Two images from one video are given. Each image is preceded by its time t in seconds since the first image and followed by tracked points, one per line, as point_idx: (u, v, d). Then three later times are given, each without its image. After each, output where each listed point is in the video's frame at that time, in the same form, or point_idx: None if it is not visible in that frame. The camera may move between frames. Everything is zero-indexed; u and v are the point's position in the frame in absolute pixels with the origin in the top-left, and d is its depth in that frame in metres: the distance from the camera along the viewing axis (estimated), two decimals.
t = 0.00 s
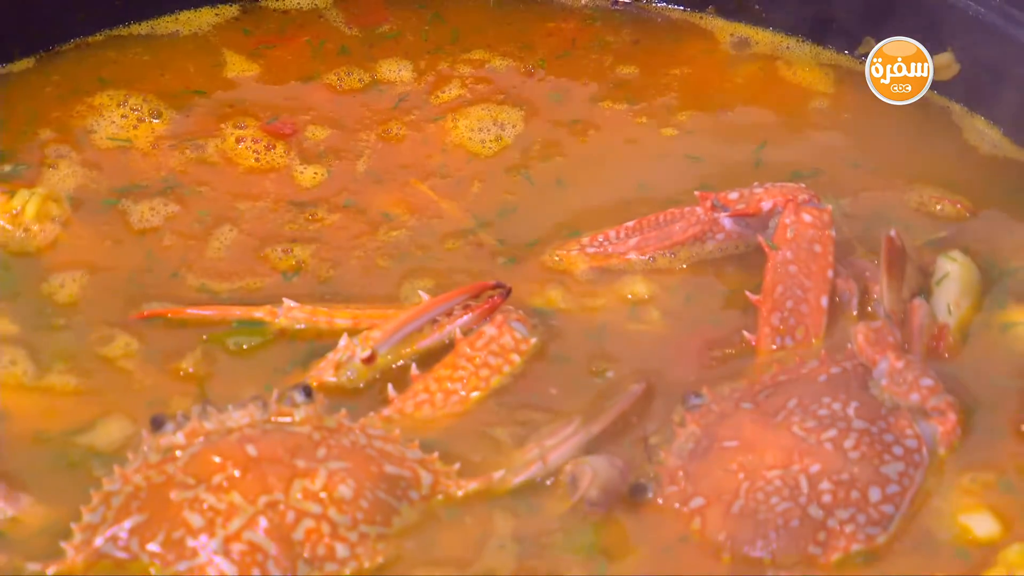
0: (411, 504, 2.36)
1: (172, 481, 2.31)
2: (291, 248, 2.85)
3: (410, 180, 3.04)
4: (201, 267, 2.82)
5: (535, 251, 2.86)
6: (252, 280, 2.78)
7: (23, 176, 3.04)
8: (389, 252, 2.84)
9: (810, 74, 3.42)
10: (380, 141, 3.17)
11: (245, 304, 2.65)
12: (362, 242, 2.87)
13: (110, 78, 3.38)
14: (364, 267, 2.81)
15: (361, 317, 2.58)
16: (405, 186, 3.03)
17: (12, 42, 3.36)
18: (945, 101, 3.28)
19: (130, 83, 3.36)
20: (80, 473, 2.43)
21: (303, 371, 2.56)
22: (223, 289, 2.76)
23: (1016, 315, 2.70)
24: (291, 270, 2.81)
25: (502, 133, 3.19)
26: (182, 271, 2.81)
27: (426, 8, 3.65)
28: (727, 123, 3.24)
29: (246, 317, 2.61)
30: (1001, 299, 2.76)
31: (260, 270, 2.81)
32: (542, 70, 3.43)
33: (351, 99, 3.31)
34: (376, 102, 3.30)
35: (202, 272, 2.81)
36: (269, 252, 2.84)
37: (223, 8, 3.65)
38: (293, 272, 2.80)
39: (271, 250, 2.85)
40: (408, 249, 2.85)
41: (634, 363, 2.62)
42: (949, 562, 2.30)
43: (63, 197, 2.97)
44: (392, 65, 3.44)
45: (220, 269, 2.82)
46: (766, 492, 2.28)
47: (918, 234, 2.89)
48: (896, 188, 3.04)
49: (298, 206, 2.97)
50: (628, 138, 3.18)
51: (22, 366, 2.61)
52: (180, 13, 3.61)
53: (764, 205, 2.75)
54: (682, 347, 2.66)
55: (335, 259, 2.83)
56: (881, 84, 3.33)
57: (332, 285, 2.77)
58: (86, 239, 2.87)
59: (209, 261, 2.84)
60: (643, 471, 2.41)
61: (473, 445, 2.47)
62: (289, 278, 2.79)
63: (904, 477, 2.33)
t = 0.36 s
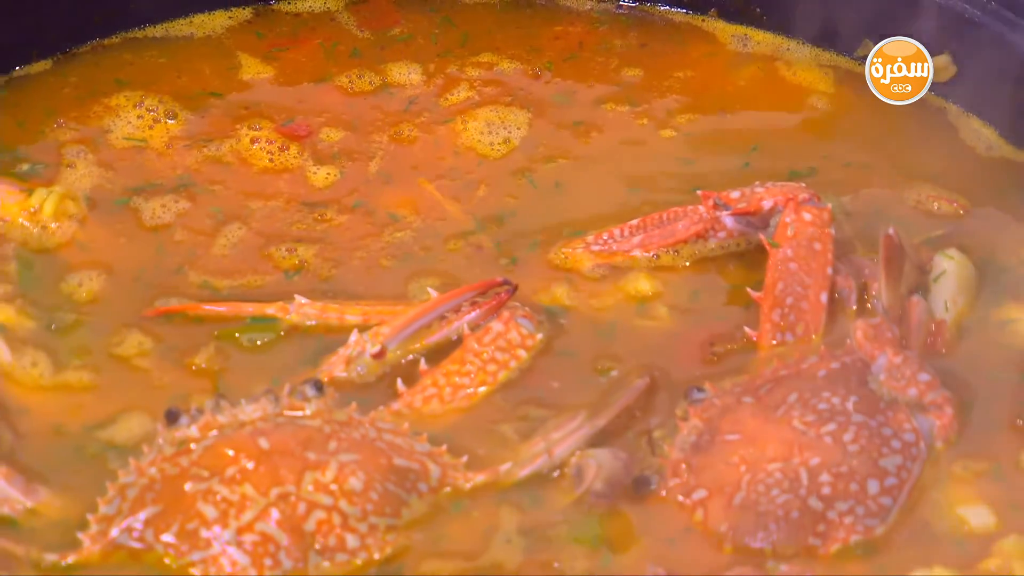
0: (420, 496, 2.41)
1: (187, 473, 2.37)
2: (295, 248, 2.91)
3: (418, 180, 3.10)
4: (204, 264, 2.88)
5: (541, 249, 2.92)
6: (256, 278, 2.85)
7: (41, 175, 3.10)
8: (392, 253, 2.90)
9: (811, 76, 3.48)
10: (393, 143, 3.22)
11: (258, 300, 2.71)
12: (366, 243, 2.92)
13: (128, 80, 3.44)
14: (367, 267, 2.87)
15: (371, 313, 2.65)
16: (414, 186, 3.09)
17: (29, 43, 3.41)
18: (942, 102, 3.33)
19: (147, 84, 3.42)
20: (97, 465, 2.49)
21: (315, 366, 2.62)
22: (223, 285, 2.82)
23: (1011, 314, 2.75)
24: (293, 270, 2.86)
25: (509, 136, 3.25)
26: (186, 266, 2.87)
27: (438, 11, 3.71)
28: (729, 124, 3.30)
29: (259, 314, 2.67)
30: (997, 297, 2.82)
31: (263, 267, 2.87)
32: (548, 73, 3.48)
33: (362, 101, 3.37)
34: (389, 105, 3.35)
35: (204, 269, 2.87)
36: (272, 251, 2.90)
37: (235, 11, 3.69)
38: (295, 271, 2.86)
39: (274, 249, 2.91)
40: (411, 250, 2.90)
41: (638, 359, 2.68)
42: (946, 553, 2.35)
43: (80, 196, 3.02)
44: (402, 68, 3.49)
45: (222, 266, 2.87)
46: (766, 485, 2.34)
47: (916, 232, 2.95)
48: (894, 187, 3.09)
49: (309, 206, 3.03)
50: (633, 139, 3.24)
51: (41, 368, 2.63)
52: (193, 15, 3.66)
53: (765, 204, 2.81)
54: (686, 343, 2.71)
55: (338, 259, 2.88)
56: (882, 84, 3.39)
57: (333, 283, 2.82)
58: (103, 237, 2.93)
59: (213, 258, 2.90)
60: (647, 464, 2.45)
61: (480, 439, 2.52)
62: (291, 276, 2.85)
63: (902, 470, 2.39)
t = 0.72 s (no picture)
0: (430, 490, 2.47)
1: (202, 468, 2.43)
2: (302, 248, 2.96)
3: (427, 182, 3.16)
4: (213, 262, 2.94)
5: (548, 250, 2.97)
6: (264, 275, 2.91)
7: (59, 176, 3.16)
8: (398, 254, 2.96)
9: (812, 80, 3.54)
10: (403, 146, 3.28)
11: (273, 299, 2.77)
12: (372, 244, 2.98)
13: (145, 83, 3.50)
14: (373, 268, 2.92)
15: (381, 311, 2.71)
16: (422, 188, 3.15)
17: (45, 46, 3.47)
18: (940, 105, 3.39)
19: (164, 88, 3.47)
20: (114, 459, 2.54)
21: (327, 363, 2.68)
22: (232, 284, 2.88)
23: (1007, 313, 2.81)
24: (299, 269, 2.92)
25: (516, 139, 3.30)
26: (195, 265, 2.93)
27: (447, 16, 3.78)
28: (731, 126, 3.36)
29: (272, 312, 2.72)
30: (993, 296, 2.87)
31: (270, 267, 2.93)
32: (556, 77, 3.54)
33: (373, 105, 3.43)
34: (399, 108, 3.41)
35: (213, 267, 2.93)
36: (281, 251, 2.96)
37: (249, 16, 3.75)
38: (301, 271, 2.92)
39: (283, 249, 2.97)
40: (417, 251, 2.96)
41: (644, 358, 2.73)
42: (944, 546, 2.40)
43: (97, 197, 3.09)
44: (412, 73, 3.55)
45: (230, 264, 2.93)
46: (768, 479, 2.40)
47: (914, 232, 3.01)
48: (893, 188, 3.15)
49: (319, 207, 3.09)
50: (637, 142, 3.30)
51: (58, 368, 2.69)
52: (208, 20, 3.71)
53: (768, 205, 2.87)
54: (690, 341, 2.77)
55: (345, 259, 2.94)
56: (881, 84, 3.44)
57: (340, 283, 2.88)
58: (120, 237, 2.99)
59: (223, 256, 2.96)
60: (651, 459, 2.51)
61: (489, 435, 2.58)
62: (297, 276, 2.91)
63: (901, 465, 2.45)
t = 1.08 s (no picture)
0: (440, 485, 2.52)
1: (217, 464, 2.49)
2: (310, 249, 3.02)
3: (435, 184, 3.22)
4: (223, 262, 3.00)
5: (554, 251, 3.03)
6: (272, 275, 2.97)
7: (77, 178, 3.22)
8: (404, 255, 3.02)
9: (813, 84, 3.60)
10: (412, 149, 3.34)
11: (285, 299, 2.84)
12: (379, 246, 3.04)
13: (162, 87, 3.55)
14: (379, 269, 2.98)
15: (391, 311, 2.77)
16: (431, 189, 3.21)
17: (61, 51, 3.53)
18: (938, 109, 3.44)
19: (181, 92, 3.53)
20: (131, 456, 2.60)
21: (338, 362, 2.74)
22: (241, 283, 2.94)
23: (1003, 312, 2.87)
24: (306, 270, 2.98)
25: (523, 142, 3.36)
26: (205, 265, 2.99)
27: (456, 22, 3.83)
28: (734, 129, 3.42)
29: (286, 312, 2.78)
30: (990, 296, 2.93)
31: (278, 267, 2.99)
32: (562, 81, 3.60)
33: (382, 109, 3.49)
34: (409, 112, 3.47)
35: (223, 267, 2.98)
36: (289, 251, 3.02)
37: (262, 21, 3.81)
38: (308, 271, 2.98)
39: (292, 250, 3.03)
40: (422, 253, 3.02)
41: (648, 357, 2.79)
42: (942, 540, 2.46)
43: (114, 199, 3.15)
44: (421, 77, 3.61)
45: (240, 264, 2.99)
46: (770, 475, 2.46)
47: (912, 233, 3.07)
48: (891, 190, 3.22)
49: (330, 208, 3.15)
50: (642, 145, 3.36)
51: (76, 368, 2.75)
52: (221, 26, 3.77)
53: (769, 207, 2.94)
54: (693, 340, 2.83)
55: (353, 260, 3.00)
56: (882, 84, 3.50)
57: (346, 283, 2.94)
58: (136, 238, 3.05)
59: (233, 256, 3.01)
60: (655, 455, 2.56)
61: (497, 432, 2.64)
62: (304, 276, 2.97)
63: (900, 461, 2.51)
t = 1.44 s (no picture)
0: (451, 480, 2.58)
1: (232, 460, 2.55)
2: (320, 251, 3.09)
3: (444, 187, 3.29)
4: (234, 263, 3.06)
5: (561, 252, 3.09)
6: (283, 275, 3.03)
7: (96, 180, 3.29)
8: (411, 257, 3.08)
9: (816, 87, 3.67)
10: (423, 152, 3.40)
11: (299, 298, 2.90)
12: (387, 248, 3.10)
13: (179, 92, 3.62)
14: (387, 270, 3.04)
15: (401, 310, 2.83)
16: (439, 192, 3.27)
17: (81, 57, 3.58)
18: (937, 113, 3.50)
19: (197, 97, 3.60)
20: (148, 451, 2.66)
21: (351, 360, 2.80)
22: (252, 284, 3.00)
23: (1001, 313, 2.93)
24: (316, 270, 3.04)
25: (531, 146, 3.42)
26: (217, 266, 3.05)
27: (466, 28, 3.89)
28: (738, 133, 3.48)
29: (300, 311, 2.85)
30: (988, 296, 2.99)
31: (288, 267, 3.05)
32: (569, 86, 3.66)
33: (393, 113, 3.55)
34: (419, 116, 3.53)
35: (235, 268, 3.05)
36: (299, 252, 3.08)
37: (277, 27, 3.86)
38: (317, 272, 3.04)
39: (301, 251, 3.09)
40: (429, 255, 3.08)
41: (654, 356, 2.85)
42: (941, 534, 2.52)
43: (132, 201, 3.21)
44: (432, 82, 3.67)
45: (251, 265, 3.06)
46: (773, 471, 2.52)
47: (912, 234, 3.13)
48: (891, 192, 3.28)
49: (341, 210, 3.21)
50: (647, 149, 3.42)
51: (94, 368, 2.81)
52: (237, 31, 3.82)
53: (773, 208, 2.99)
54: (698, 339, 2.88)
55: (361, 261, 3.06)
56: (882, 84, 3.55)
57: (354, 284, 3.01)
58: (154, 239, 3.11)
59: (244, 257, 3.08)
60: (661, 451, 2.63)
61: (506, 428, 2.70)
62: (313, 276, 3.03)
63: (900, 457, 2.57)
